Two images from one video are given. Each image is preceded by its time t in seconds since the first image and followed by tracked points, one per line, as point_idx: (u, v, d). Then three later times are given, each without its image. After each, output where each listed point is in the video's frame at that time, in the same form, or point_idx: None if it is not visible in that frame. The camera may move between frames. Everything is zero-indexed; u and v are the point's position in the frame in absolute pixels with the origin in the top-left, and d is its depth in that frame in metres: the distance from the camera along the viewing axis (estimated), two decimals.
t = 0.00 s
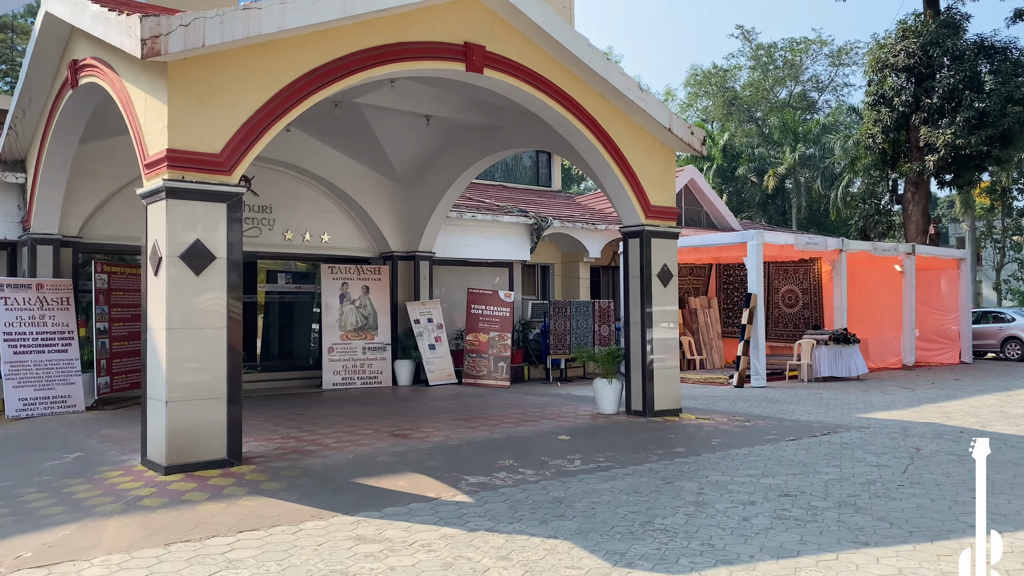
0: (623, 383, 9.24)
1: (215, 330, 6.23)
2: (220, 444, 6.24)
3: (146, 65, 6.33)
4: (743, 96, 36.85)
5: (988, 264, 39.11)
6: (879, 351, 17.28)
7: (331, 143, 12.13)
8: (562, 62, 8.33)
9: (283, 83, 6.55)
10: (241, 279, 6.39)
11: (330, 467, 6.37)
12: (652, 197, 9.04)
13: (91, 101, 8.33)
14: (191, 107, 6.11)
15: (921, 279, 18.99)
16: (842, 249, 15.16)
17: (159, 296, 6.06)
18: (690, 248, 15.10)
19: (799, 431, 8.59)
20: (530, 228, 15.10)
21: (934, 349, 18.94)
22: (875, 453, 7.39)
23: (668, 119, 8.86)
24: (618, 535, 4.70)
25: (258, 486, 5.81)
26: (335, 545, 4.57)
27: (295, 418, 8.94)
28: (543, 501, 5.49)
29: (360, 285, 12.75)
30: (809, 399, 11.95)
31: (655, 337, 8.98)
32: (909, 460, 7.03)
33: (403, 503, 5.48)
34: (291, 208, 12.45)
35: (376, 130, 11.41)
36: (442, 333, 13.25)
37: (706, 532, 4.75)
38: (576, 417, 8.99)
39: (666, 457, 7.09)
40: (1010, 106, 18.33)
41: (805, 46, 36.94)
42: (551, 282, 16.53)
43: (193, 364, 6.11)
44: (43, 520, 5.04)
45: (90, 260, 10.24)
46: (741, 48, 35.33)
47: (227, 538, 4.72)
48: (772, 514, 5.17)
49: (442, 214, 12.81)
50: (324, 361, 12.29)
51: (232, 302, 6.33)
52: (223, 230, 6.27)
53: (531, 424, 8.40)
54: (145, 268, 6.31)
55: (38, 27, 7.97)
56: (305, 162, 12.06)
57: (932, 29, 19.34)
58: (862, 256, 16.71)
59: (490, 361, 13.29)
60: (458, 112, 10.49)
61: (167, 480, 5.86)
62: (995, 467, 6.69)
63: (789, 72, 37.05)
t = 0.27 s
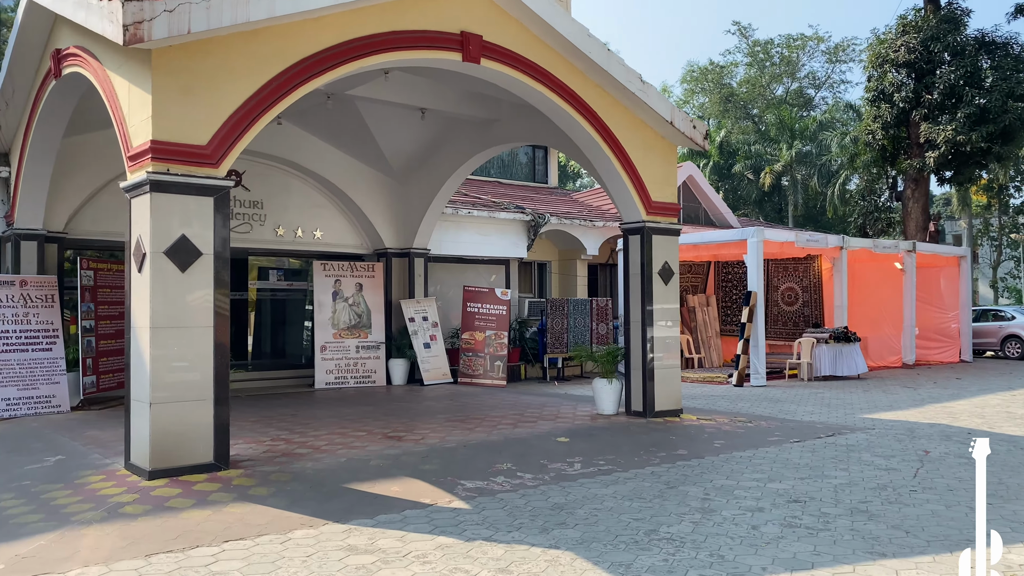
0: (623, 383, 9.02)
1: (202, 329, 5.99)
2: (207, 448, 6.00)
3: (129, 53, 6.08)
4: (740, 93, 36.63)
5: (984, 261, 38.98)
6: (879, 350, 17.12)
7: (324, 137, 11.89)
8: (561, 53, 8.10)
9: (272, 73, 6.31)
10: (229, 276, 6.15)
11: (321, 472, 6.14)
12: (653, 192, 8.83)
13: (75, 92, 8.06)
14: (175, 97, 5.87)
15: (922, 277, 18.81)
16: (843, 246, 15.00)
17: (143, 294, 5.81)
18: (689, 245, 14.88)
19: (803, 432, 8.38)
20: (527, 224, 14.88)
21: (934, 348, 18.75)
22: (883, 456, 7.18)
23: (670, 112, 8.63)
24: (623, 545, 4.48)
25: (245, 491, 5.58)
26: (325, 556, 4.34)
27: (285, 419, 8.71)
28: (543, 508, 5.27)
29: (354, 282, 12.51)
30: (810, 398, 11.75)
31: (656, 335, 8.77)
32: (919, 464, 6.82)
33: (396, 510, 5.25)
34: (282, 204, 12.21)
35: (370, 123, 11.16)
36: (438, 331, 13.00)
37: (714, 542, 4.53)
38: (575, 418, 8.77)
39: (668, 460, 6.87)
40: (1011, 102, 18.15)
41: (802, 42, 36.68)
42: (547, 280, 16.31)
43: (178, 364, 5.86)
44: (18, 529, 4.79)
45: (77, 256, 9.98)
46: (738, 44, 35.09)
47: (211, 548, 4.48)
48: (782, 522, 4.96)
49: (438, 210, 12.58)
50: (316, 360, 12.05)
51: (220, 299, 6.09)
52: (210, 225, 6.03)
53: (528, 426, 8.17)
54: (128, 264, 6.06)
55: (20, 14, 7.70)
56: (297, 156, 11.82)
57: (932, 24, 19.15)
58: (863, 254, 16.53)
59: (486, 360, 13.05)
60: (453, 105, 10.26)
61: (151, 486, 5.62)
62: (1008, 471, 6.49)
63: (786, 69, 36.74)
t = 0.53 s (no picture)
0: (622, 381, 8.80)
1: (185, 326, 5.75)
2: (191, 449, 5.76)
3: (109, 39, 5.83)
4: (737, 90, 36.39)
5: (982, 259, 38.80)
6: (879, 347, 16.93)
7: (316, 130, 11.64)
8: (559, 42, 7.86)
9: (258, 59, 6.07)
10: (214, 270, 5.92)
11: (309, 474, 5.90)
12: (653, 186, 8.60)
13: (58, 81, 7.79)
14: (157, 83, 5.62)
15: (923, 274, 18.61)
16: (844, 242, 14.81)
17: (124, 288, 5.57)
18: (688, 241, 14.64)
19: (807, 432, 8.17)
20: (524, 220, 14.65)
21: (934, 346, 18.55)
22: (890, 457, 6.97)
23: (671, 103, 8.41)
24: (625, 553, 4.25)
25: (229, 495, 5.33)
26: (311, 564, 4.10)
27: (275, 418, 8.47)
28: (541, 512, 5.04)
29: (347, 279, 12.25)
30: (812, 397, 11.53)
31: (656, 332, 8.55)
32: (928, 465, 6.61)
33: (387, 515, 5.01)
34: (274, 199, 11.94)
35: (363, 116, 10.91)
36: (432, 328, 12.77)
37: (721, 550, 4.31)
38: (573, 417, 8.54)
39: (669, 461, 6.65)
40: (1013, 98, 17.95)
41: (799, 39, 36.42)
42: (544, 277, 16.09)
43: (160, 363, 5.63)
44: None
45: (61, 251, 9.73)
46: (735, 41, 34.82)
47: (190, 556, 4.25)
48: (790, 527, 4.74)
49: (432, 204, 12.33)
50: (308, 358, 11.78)
51: (204, 294, 5.85)
52: (193, 217, 5.80)
53: (525, 425, 7.94)
54: (109, 258, 5.82)
55: None
56: (288, 150, 11.56)
57: (933, 19, 18.95)
58: (863, 250, 16.34)
59: (481, 358, 12.83)
60: (448, 96, 10.01)
61: (131, 489, 5.38)
62: (1021, 473, 6.27)
63: (783, 66, 36.46)
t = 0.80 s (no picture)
0: (625, 386, 8.56)
1: (171, 330, 5.51)
2: (177, 458, 5.52)
3: (92, 29, 5.58)
4: (737, 90, 36.14)
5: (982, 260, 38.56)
6: (883, 350, 16.75)
7: (312, 127, 11.39)
8: (561, 36, 7.62)
9: (249, 51, 5.82)
10: (202, 272, 5.68)
11: (301, 484, 5.65)
12: (657, 185, 8.36)
13: (44, 76, 7.54)
14: (142, 76, 5.38)
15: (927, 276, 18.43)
16: (848, 243, 14.57)
17: (106, 290, 5.33)
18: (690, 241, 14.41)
19: (815, 438, 7.94)
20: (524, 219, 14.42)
21: (938, 348, 18.38)
22: (904, 465, 6.73)
23: (676, 99, 8.17)
24: (631, 572, 4.01)
25: (216, 507, 5.09)
26: None
27: (267, 423, 8.22)
28: (543, 527, 4.80)
29: (343, 279, 12.03)
30: (818, 401, 11.30)
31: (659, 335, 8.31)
32: (944, 475, 6.36)
33: (381, 529, 4.77)
34: (269, 197, 11.70)
35: (359, 113, 10.66)
36: (430, 330, 12.50)
37: (733, 569, 4.07)
38: (574, 423, 8.31)
39: (675, 471, 6.41)
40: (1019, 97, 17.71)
41: (800, 38, 36.15)
42: (543, 277, 15.85)
43: (144, 369, 5.39)
44: None
45: (49, 250, 9.48)
46: (736, 40, 34.57)
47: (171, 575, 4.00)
48: (805, 544, 4.50)
49: (430, 204, 12.09)
50: (304, 359, 11.57)
51: (191, 297, 5.61)
52: (180, 216, 5.56)
53: (524, 432, 7.70)
54: (92, 259, 5.58)
55: None
56: (283, 147, 11.32)
57: (938, 17, 18.71)
58: (867, 251, 16.14)
59: (480, 360, 12.59)
60: (447, 92, 9.77)
61: (113, 500, 5.13)
62: None
63: (784, 66, 36.20)
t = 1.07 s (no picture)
0: (633, 386, 8.33)
1: (162, 326, 5.30)
2: (169, 461, 5.30)
3: (82, 14, 5.35)
4: (740, 89, 35.91)
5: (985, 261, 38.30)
6: (889, 350, 16.41)
7: (311, 121, 11.16)
8: (569, 26, 7.38)
9: (244, 38, 5.60)
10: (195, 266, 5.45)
11: (298, 488, 5.42)
12: (666, 180, 8.14)
13: (35, 66, 7.32)
14: (133, 62, 5.15)
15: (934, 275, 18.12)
16: (856, 242, 14.35)
17: (95, 285, 5.11)
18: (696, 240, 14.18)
19: (828, 441, 7.71)
20: (527, 216, 14.20)
21: (945, 349, 18.09)
22: (922, 469, 6.50)
23: (685, 92, 7.94)
24: None
25: (209, 512, 4.86)
26: None
27: (264, 423, 7.99)
28: (551, 534, 4.57)
29: (343, 276, 11.80)
30: (827, 402, 11.07)
31: (668, 333, 8.08)
32: (964, 479, 6.14)
33: (381, 536, 4.54)
34: (268, 192, 11.47)
35: (359, 106, 10.43)
36: (432, 329, 12.26)
37: None
38: (580, 424, 8.09)
39: (686, 474, 6.18)
40: None
41: (803, 38, 35.90)
42: (547, 275, 15.63)
43: (134, 368, 5.16)
44: None
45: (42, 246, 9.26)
46: (738, 39, 34.33)
47: None
48: (827, 554, 4.27)
49: (432, 200, 11.86)
50: (303, 358, 11.34)
51: (184, 292, 5.39)
52: (172, 208, 5.34)
53: (529, 433, 7.47)
54: (81, 252, 5.36)
55: None
56: (282, 142, 11.09)
57: (946, 13, 18.48)
58: (874, 249, 15.87)
59: (483, 359, 12.36)
60: (449, 85, 9.54)
61: (102, 505, 4.91)
62: None
63: (787, 65, 35.95)
